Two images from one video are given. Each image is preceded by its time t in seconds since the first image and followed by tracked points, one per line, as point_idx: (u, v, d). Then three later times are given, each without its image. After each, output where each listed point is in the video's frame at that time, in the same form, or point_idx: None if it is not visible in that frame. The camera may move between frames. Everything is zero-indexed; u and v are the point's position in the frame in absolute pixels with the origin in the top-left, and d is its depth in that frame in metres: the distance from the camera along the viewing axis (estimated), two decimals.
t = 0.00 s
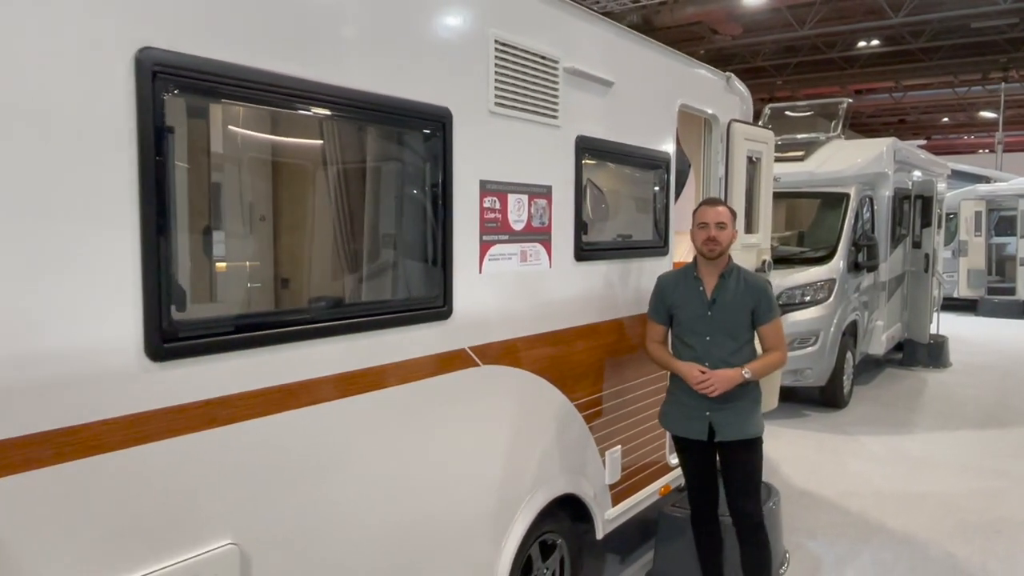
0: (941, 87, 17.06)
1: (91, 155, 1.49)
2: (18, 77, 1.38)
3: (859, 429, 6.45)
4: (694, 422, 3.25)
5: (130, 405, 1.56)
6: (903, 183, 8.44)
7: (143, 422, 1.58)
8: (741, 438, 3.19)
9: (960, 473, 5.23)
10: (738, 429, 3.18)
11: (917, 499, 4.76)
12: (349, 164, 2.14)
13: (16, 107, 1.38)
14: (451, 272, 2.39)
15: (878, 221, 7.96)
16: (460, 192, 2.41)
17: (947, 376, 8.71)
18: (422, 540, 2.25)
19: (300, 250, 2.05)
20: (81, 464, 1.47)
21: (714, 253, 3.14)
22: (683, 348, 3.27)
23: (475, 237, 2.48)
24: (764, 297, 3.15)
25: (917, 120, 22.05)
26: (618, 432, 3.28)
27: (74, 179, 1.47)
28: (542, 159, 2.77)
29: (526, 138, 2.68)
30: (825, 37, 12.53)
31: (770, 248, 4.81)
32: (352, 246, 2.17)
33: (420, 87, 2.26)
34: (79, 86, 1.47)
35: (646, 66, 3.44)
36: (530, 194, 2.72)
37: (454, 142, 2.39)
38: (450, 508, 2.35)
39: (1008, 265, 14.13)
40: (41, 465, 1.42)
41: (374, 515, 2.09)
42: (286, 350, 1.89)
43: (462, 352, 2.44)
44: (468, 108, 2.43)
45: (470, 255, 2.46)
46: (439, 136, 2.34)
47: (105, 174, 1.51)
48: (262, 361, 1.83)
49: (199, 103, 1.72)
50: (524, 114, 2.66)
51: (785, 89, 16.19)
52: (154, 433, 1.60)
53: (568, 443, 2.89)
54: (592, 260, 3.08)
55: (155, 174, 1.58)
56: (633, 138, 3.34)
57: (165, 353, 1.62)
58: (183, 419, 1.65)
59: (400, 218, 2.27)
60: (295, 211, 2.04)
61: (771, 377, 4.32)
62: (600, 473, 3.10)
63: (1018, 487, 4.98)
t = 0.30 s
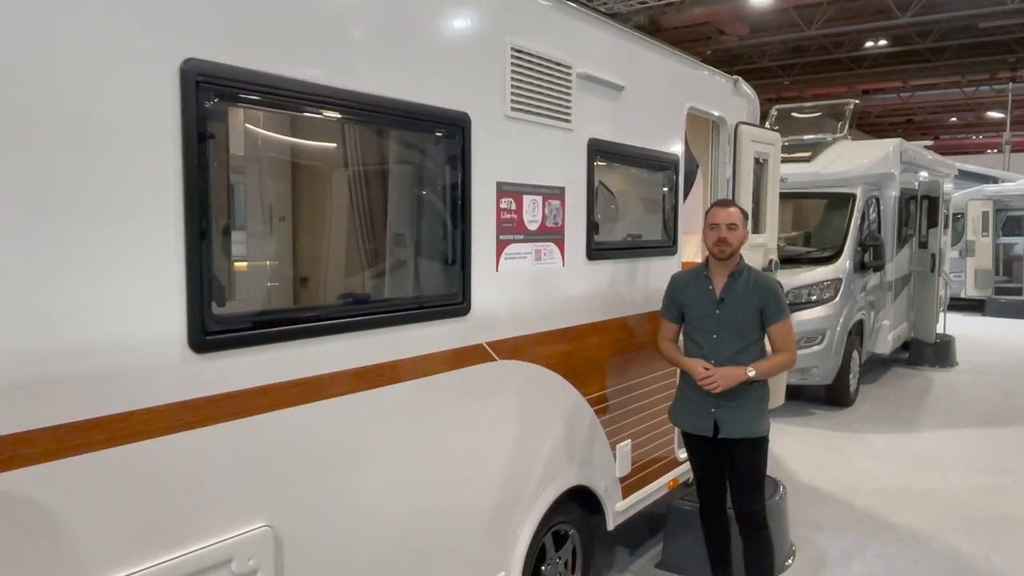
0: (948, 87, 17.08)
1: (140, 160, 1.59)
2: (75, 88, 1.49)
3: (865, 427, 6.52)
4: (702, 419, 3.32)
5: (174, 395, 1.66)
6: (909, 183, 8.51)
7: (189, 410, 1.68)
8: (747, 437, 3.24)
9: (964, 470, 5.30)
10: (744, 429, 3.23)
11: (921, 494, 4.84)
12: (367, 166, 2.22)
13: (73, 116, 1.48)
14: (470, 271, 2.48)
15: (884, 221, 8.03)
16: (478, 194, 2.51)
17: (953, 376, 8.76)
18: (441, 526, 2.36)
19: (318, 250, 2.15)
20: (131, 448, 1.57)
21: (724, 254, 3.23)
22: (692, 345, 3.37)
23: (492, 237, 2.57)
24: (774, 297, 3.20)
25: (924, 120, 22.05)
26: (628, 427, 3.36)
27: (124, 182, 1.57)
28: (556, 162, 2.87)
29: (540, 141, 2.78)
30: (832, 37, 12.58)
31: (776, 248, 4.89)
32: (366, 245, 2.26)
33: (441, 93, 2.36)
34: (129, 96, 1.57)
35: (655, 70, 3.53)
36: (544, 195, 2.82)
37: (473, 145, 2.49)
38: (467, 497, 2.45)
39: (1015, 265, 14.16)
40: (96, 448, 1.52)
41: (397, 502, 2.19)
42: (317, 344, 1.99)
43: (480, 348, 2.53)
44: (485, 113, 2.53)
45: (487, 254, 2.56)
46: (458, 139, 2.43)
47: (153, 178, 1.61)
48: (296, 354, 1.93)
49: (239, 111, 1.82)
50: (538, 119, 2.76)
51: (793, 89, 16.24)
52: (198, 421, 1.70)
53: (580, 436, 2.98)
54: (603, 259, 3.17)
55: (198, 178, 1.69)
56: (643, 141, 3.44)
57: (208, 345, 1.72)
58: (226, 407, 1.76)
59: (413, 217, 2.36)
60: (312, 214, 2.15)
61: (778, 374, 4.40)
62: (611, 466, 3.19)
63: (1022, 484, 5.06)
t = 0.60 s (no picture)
0: (957, 87, 17.08)
1: (183, 166, 1.70)
2: (122, 99, 1.59)
3: (871, 426, 6.59)
4: (709, 416, 3.38)
5: (214, 387, 1.77)
6: (916, 184, 8.56)
7: (227, 401, 1.79)
8: (752, 437, 3.27)
9: (969, 467, 5.37)
10: (748, 429, 3.27)
11: (926, 491, 4.91)
12: (384, 169, 2.29)
13: (120, 126, 1.59)
14: (485, 271, 2.58)
15: (891, 222, 8.09)
16: (493, 197, 2.61)
17: (961, 375, 8.81)
18: (458, 515, 2.46)
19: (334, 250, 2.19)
20: (173, 436, 1.68)
21: (738, 256, 3.29)
22: (704, 342, 3.44)
23: (507, 238, 2.67)
24: (785, 297, 3.22)
25: (933, 120, 22.03)
26: (636, 423, 3.46)
27: (168, 186, 1.67)
28: (567, 165, 2.96)
29: (552, 146, 2.88)
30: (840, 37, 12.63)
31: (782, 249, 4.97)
32: (382, 245, 2.32)
33: (458, 101, 2.46)
34: (170, 106, 1.67)
35: (663, 75, 3.62)
36: (556, 197, 2.91)
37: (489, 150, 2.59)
38: (482, 488, 2.55)
39: None
40: (145, 436, 1.63)
41: (417, 492, 2.29)
42: (342, 340, 2.09)
43: (495, 345, 2.63)
44: (500, 119, 2.63)
45: (503, 255, 2.66)
46: (474, 144, 2.53)
47: (192, 183, 1.72)
48: (323, 349, 2.03)
49: (270, 120, 1.92)
50: (550, 124, 2.86)
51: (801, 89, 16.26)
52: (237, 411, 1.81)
53: (590, 431, 3.07)
54: (613, 260, 3.26)
55: (234, 183, 1.79)
56: (651, 144, 3.53)
57: (242, 340, 1.82)
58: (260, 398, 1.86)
59: (429, 218, 2.43)
60: (327, 214, 2.18)
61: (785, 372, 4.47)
62: (620, 461, 3.28)
63: None
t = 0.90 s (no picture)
0: (966, 87, 17.05)
1: (212, 171, 1.79)
2: (157, 109, 1.68)
3: (878, 425, 6.64)
4: (720, 415, 3.46)
5: (241, 381, 1.85)
6: (924, 184, 8.60)
7: (254, 394, 1.88)
8: (759, 436, 3.34)
9: (974, 465, 5.43)
10: (756, 429, 3.34)
11: (932, 489, 4.96)
12: (399, 171, 2.34)
13: (155, 135, 1.68)
14: (498, 271, 2.65)
15: (898, 223, 8.13)
16: (505, 199, 2.68)
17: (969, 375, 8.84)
18: (472, 506, 2.54)
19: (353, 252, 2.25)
20: (204, 428, 1.76)
21: (756, 257, 3.33)
22: (719, 339, 3.52)
23: (519, 239, 2.74)
24: (799, 298, 3.25)
25: (943, 120, 21.99)
26: (645, 419, 3.53)
27: (199, 190, 1.76)
28: (577, 168, 3.04)
29: (562, 149, 2.95)
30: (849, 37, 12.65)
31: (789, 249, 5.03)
32: (399, 247, 2.37)
33: (472, 106, 2.54)
34: (202, 115, 1.76)
35: (671, 79, 3.69)
36: (566, 199, 2.99)
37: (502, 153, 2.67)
38: (495, 481, 2.63)
39: None
40: (178, 427, 1.72)
41: (433, 483, 2.38)
42: (362, 337, 2.17)
43: (507, 342, 2.70)
44: (512, 123, 2.71)
45: (515, 255, 2.73)
46: (487, 148, 2.61)
47: (221, 187, 1.81)
48: (343, 345, 2.11)
49: (294, 126, 2.00)
50: (560, 128, 2.93)
51: (810, 89, 16.27)
52: (263, 404, 1.90)
53: (599, 427, 3.15)
54: (621, 260, 3.33)
55: (261, 187, 1.88)
56: (659, 147, 3.60)
57: (268, 337, 1.91)
58: (285, 393, 1.95)
59: (444, 219, 2.50)
60: (347, 218, 2.23)
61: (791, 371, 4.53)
62: (629, 456, 3.36)
63: None
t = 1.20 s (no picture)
0: (978, 86, 16.98)
1: (235, 173, 1.87)
2: (182, 115, 1.77)
3: (885, 424, 6.68)
4: (730, 414, 3.53)
5: (264, 373, 1.94)
6: (932, 184, 8.62)
7: (275, 386, 1.96)
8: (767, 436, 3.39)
9: (980, 463, 5.47)
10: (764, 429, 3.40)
11: (938, 486, 5.01)
12: (412, 172, 2.42)
13: (180, 139, 1.76)
14: (508, 270, 2.73)
15: (906, 223, 8.17)
16: (515, 200, 2.76)
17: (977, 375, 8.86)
18: (483, 497, 2.62)
19: (366, 251, 2.30)
20: (228, 418, 1.85)
21: (768, 256, 3.38)
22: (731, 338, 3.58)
23: (528, 238, 2.82)
24: (810, 298, 3.29)
25: (954, 119, 21.91)
26: (651, 416, 3.60)
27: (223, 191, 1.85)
28: (585, 169, 3.11)
29: (570, 151, 3.03)
30: (859, 37, 12.63)
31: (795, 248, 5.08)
32: (412, 247, 2.44)
33: (482, 109, 2.62)
34: (224, 120, 1.85)
35: (678, 80, 3.76)
36: (574, 200, 3.06)
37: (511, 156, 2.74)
38: (504, 473, 2.71)
39: None
40: (203, 417, 1.80)
41: (445, 475, 2.46)
42: (377, 333, 2.25)
43: (517, 339, 2.78)
44: (522, 126, 2.79)
45: (524, 255, 2.81)
46: (498, 150, 2.68)
47: (243, 189, 1.89)
48: (359, 341, 2.19)
49: (314, 130, 2.08)
50: (568, 130, 3.01)
51: (821, 88, 16.25)
52: (283, 396, 1.98)
53: (606, 422, 3.23)
54: (628, 259, 3.40)
55: (281, 188, 1.96)
56: (666, 148, 3.67)
57: (288, 332, 1.99)
58: (305, 385, 2.04)
59: (455, 220, 2.57)
60: (359, 217, 2.28)
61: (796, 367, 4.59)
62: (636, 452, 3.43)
63: None
